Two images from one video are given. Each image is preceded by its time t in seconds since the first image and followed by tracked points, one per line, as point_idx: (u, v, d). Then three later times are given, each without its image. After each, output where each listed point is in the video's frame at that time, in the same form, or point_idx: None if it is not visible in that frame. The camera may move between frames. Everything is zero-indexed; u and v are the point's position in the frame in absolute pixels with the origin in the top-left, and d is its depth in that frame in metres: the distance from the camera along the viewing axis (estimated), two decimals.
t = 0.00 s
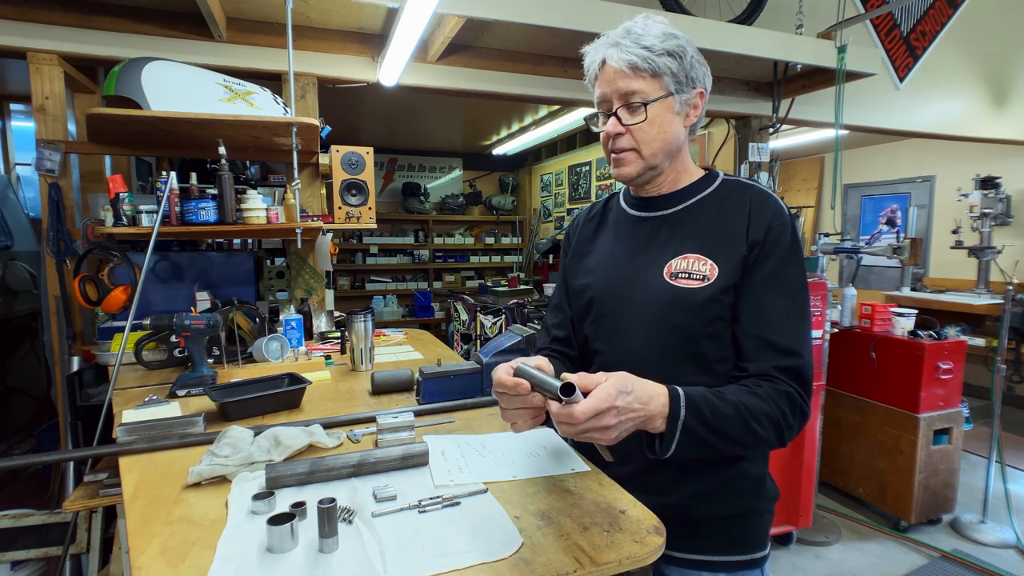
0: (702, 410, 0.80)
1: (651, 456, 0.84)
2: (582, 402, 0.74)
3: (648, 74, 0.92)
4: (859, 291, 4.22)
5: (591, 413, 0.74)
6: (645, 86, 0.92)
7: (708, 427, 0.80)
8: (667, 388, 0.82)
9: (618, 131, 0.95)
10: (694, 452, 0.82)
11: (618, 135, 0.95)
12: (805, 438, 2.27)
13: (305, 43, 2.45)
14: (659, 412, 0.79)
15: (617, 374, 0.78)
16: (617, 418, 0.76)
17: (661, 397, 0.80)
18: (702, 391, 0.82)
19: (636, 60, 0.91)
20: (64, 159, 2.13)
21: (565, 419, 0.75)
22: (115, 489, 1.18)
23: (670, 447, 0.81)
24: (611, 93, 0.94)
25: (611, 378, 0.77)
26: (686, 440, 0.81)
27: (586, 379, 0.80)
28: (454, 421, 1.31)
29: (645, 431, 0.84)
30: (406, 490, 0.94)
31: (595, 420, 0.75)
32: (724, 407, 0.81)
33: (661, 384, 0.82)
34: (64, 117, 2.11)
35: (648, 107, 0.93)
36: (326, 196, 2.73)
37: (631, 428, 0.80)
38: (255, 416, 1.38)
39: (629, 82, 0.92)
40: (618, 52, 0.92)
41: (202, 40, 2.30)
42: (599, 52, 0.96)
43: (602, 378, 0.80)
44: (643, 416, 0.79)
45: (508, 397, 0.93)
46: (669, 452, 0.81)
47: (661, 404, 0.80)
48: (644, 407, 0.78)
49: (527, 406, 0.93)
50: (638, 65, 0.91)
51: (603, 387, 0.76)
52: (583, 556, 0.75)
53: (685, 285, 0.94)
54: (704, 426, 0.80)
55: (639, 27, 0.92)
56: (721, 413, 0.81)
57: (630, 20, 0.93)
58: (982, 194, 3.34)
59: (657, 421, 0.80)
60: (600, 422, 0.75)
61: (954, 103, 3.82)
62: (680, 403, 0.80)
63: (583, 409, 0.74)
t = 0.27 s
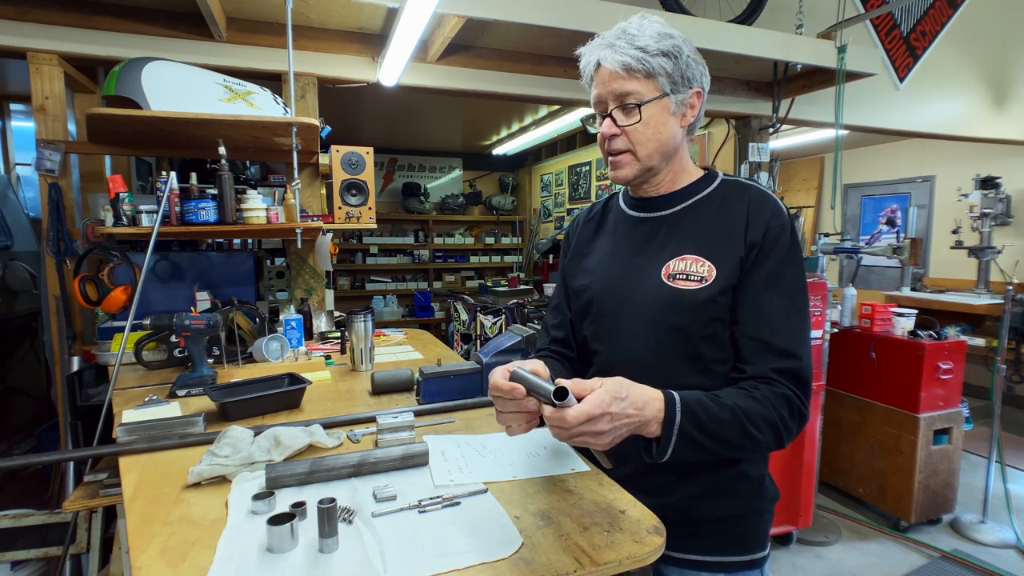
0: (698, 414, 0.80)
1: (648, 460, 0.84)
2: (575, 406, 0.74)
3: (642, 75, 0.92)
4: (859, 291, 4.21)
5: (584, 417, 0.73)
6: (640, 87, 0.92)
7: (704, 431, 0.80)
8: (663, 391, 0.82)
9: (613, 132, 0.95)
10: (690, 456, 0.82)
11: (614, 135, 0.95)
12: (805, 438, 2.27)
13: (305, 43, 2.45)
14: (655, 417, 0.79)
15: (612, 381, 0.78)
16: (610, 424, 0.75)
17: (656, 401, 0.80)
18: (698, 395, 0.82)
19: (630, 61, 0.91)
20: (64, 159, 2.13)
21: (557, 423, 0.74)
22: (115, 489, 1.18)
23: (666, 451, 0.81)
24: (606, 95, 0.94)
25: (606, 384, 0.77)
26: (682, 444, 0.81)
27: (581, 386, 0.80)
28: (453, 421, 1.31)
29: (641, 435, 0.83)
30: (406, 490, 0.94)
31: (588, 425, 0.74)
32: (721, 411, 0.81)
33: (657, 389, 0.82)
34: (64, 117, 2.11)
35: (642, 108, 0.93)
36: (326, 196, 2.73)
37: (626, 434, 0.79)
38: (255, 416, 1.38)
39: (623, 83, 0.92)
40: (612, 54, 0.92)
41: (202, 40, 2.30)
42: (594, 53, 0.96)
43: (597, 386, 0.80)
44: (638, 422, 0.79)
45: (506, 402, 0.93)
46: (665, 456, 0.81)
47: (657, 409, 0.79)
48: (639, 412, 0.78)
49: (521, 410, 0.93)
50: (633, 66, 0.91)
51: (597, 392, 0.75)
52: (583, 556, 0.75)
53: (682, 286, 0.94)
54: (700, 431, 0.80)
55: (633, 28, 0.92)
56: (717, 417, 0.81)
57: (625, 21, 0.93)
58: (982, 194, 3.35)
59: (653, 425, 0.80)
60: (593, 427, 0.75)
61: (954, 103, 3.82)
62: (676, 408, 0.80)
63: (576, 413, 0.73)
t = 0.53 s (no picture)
0: (710, 420, 0.80)
1: (661, 465, 0.84)
2: (590, 418, 0.72)
3: (644, 75, 0.91)
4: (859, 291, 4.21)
5: (600, 429, 0.71)
6: (641, 86, 0.92)
7: (717, 436, 0.80)
8: (675, 398, 0.81)
9: (614, 132, 0.95)
10: (704, 461, 0.82)
11: (615, 135, 0.95)
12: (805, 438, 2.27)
13: (305, 43, 2.45)
14: (668, 424, 0.79)
15: (624, 389, 0.76)
16: (625, 433, 0.74)
17: (669, 408, 0.79)
18: (709, 399, 0.81)
19: (632, 60, 0.91)
20: (64, 159, 2.13)
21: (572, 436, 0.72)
22: (115, 489, 1.18)
23: (680, 457, 0.80)
24: (607, 94, 0.94)
25: (620, 393, 0.75)
26: (696, 450, 0.80)
27: (594, 394, 0.77)
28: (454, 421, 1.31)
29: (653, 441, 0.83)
30: (406, 490, 0.94)
31: (603, 436, 0.73)
32: (732, 415, 0.81)
33: (668, 395, 0.82)
34: (64, 117, 2.11)
35: (644, 108, 0.93)
36: (326, 196, 2.73)
37: (639, 441, 0.78)
38: (255, 416, 1.38)
39: (625, 82, 0.92)
40: (613, 53, 0.92)
41: (202, 40, 2.30)
42: (595, 52, 0.95)
43: (610, 393, 0.77)
44: (652, 429, 0.78)
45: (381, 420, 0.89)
46: (679, 462, 0.81)
47: (669, 415, 0.79)
48: (652, 419, 0.77)
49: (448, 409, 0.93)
50: (635, 66, 0.91)
51: (612, 402, 0.73)
52: (584, 556, 0.75)
53: (687, 287, 0.94)
54: (713, 436, 0.80)
55: (635, 27, 0.92)
56: (729, 421, 0.80)
57: (626, 20, 0.93)
58: (982, 194, 3.34)
59: (666, 432, 0.79)
60: (608, 438, 0.73)
61: (954, 103, 3.82)
62: (689, 413, 0.79)
63: (593, 425, 0.71)
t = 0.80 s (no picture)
0: (710, 422, 0.79)
1: (661, 469, 0.83)
2: (590, 426, 0.72)
3: (643, 74, 0.92)
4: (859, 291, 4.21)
5: (600, 436, 0.72)
6: (640, 86, 0.92)
7: (717, 439, 0.79)
8: (674, 401, 0.81)
9: (612, 132, 0.95)
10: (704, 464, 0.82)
11: (613, 135, 0.95)
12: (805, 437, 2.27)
13: (305, 43, 2.45)
14: (669, 428, 0.78)
15: (625, 395, 0.77)
16: (626, 439, 0.74)
17: (669, 412, 0.79)
18: (709, 402, 0.80)
19: (631, 59, 0.91)
20: (63, 159, 2.13)
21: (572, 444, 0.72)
22: (115, 489, 1.18)
23: (680, 460, 0.80)
24: (605, 94, 0.94)
25: (620, 399, 0.76)
26: (696, 453, 0.80)
27: (595, 401, 0.77)
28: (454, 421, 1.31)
29: (653, 445, 0.82)
30: (406, 490, 0.94)
31: (604, 442, 0.73)
32: (732, 418, 0.80)
33: (668, 398, 0.81)
34: (64, 117, 2.11)
35: (642, 108, 0.93)
36: (326, 196, 2.73)
37: (640, 445, 0.78)
38: (255, 416, 1.38)
39: (623, 82, 0.92)
40: (611, 53, 0.92)
41: (202, 40, 2.30)
42: (594, 51, 0.96)
43: (610, 399, 0.77)
44: (652, 434, 0.78)
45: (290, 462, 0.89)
46: (679, 465, 0.80)
47: (669, 419, 0.78)
48: (653, 423, 0.77)
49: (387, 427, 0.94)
50: (634, 64, 0.91)
51: (611, 409, 0.74)
52: (583, 556, 0.75)
53: (687, 288, 0.94)
54: (713, 439, 0.79)
55: (634, 26, 0.92)
56: (729, 424, 0.80)
57: (625, 19, 0.93)
58: (982, 194, 3.34)
59: (666, 436, 0.79)
60: (609, 444, 0.74)
61: (954, 103, 3.82)
62: (688, 417, 0.78)
63: (592, 433, 0.72)
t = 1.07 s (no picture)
0: (710, 423, 0.79)
1: (661, 470, 0.83)
2: (591, 429, 0.72)
3: (640, 74, 0.92)
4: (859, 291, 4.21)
5: (601, 439, 0.72)
6: (637, 85, 0.92)
7: (717, 439, 0.79)
8: (675, 402, 0.81)
9: (609, 131, 0.95)
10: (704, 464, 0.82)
11: (610, 134, 0.95)
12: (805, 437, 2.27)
13: (305, 43, 2.45)
14: (669, 429, 0.78)
15: (624, 397, 0.77)
16: (626, 441, 0.74)
17: (669, 414, 0.79)
18: (708, 403, 0.80)
19: (627, 58, 0.91)
20: (63, 159, 2.13)
21: (573, 447, 0.72)
22: (115, 489, 1.18)
23: (680, 461, 0.80)
24: (602, 93, 0.94)
25: (620, 402, 0.76)
26: (696, 454, 0.80)
27: (594, 404, 0.77)
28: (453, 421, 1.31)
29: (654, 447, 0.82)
30: (406, 490, 0.94)
31: (605, 446, 0.73)
32: (732, 418, 0.80)
33: (668, 399, 0.81)
34: (64, 117, 2.11)
35: (639, 107, 0.93)
36: (326, 196, 2.73)
37: (640, 447, 0.78)
38: (255, 416, 1.38)
39: (620, 81, 0.92)
40: (608, 52, 0.92)
41: (202, 40, 2.30)
42: (590, 50, 0.96)
43: (610, 402, 0.77)
44: (653, 436, 0.78)
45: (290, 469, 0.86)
46: (680, 466, 0.80)
47: (669, 421, 0.78)
48: (654, 425, 0.78)
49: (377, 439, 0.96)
50: (630, 64, 0.91)
51: (611, 411, 0.74)
52: (583, 556, 0.75)
53: (684, 288, 0.94)
54: (713, 439, 0.79)
55: (630, 26, 0.92)
56: (729, 424, 0.80)
57: (622, 18, 0.93)
58: (982, 194, 3.34)
59: (667, 437, 0.79)
60: (609, 447, 0.74)
61: (954, 102, 3.82)
62: (688, 418, 0.78)
63: (593, 437, 0.72)
